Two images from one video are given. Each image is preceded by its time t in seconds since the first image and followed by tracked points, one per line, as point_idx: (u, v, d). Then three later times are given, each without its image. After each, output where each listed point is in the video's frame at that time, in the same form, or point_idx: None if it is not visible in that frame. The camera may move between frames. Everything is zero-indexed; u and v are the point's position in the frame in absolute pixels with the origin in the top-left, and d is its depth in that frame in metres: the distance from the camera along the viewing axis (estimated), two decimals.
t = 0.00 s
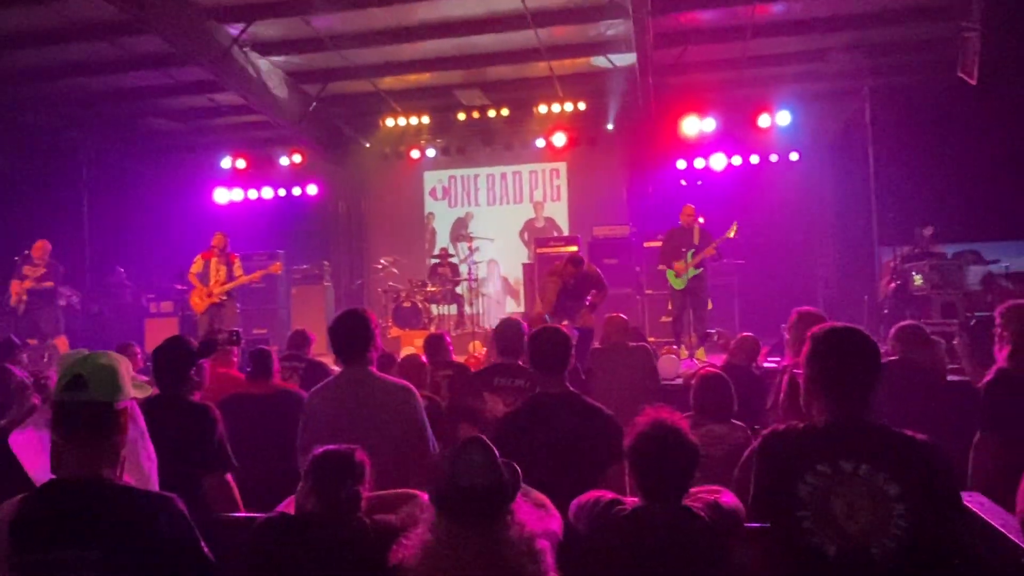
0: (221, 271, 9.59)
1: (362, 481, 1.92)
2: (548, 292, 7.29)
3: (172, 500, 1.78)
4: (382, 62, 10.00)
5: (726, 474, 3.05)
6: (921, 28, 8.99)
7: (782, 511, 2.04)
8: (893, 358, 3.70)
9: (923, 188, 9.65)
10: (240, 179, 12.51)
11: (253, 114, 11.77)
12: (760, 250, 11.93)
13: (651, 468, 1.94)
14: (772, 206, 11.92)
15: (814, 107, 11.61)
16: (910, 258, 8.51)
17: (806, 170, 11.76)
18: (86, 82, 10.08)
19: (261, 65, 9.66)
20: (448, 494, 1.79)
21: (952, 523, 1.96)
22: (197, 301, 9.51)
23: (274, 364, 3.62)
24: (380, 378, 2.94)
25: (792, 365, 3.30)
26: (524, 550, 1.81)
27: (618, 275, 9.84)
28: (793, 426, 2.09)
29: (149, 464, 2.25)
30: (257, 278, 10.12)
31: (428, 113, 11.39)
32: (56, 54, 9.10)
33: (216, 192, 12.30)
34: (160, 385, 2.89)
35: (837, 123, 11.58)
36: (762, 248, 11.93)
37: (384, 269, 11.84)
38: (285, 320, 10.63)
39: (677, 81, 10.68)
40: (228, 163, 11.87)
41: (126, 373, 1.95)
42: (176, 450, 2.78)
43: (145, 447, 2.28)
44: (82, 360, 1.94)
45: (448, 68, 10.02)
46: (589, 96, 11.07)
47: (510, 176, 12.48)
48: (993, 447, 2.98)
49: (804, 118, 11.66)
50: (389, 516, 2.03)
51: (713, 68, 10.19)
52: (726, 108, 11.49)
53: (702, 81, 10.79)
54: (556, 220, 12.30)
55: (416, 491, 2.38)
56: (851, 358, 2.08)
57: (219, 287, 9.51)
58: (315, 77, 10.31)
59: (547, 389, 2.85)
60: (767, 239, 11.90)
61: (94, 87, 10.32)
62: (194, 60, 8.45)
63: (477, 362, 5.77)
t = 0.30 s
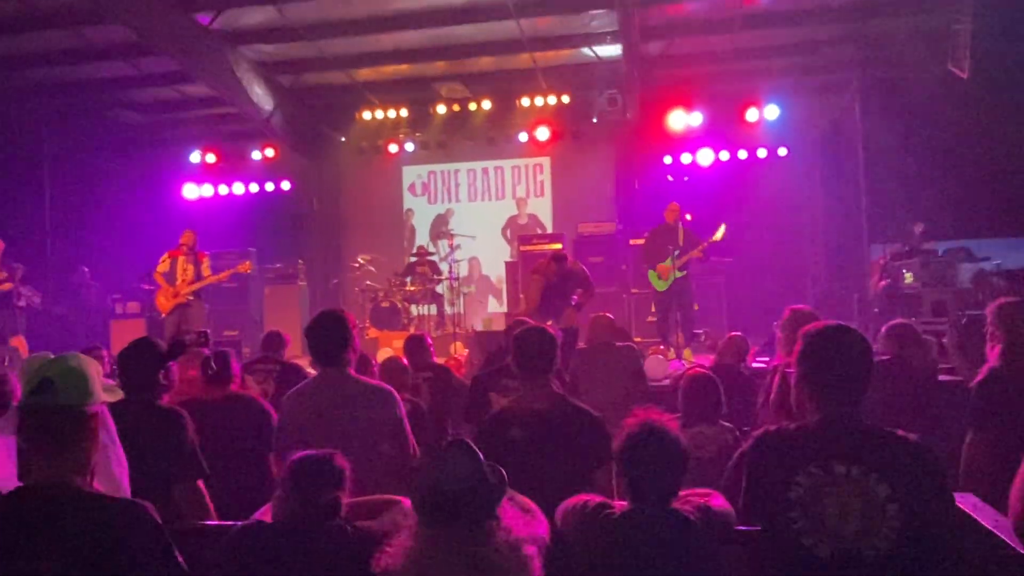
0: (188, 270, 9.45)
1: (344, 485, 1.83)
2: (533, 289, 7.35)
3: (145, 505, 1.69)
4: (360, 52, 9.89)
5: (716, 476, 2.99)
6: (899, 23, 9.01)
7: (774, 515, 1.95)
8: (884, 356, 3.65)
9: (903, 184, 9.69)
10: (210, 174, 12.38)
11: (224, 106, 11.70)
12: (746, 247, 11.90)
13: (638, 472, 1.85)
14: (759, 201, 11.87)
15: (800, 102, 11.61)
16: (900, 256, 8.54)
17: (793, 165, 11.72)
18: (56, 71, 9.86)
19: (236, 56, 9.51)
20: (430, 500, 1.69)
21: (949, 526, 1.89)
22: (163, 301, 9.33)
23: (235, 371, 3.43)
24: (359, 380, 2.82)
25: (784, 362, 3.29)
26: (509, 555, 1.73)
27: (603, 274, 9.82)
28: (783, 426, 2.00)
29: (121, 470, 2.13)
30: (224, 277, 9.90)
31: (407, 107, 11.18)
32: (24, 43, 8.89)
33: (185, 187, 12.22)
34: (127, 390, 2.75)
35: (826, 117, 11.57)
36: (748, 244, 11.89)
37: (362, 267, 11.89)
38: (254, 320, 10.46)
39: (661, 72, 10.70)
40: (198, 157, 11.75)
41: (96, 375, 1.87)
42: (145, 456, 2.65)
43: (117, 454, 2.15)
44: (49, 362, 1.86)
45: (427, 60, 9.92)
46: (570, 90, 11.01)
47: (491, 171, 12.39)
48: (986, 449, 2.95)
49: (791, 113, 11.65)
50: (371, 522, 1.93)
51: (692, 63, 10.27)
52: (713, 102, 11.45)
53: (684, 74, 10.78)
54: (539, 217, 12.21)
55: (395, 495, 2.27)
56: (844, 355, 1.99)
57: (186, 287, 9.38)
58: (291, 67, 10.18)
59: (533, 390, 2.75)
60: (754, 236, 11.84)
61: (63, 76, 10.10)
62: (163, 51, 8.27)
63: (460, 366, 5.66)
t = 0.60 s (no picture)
0: (166, 270, 9.33)
1: (329, 488, 1.77)
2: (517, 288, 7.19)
3: (123, 507, 1.62)
4: (345, 47, 9.78)
5: (706, 476, 2.96)
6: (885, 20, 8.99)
7: (764, 516, 1.91)
8: (877, 356, 3.63)
9: (891, 181, 9.70)
10: (192, 171, 12.09)
11: (204, 102, 11.52)
12: (737, 245, 11.92)
13: (628, 473, 1.81)
14: (751, 198, 11.90)
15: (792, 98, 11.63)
16: (891, 255, 8.56)
17: (784, 162, 11.74)
18: (34, 65, 9.72)
19: (219, 50, 9.40)
20: (414, 503, 1.65)
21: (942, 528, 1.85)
22: (140, 300, 9.20)
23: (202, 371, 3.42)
24: (343, 381, 2.77)
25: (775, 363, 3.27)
26: (500, 559, 1.68)
27: (592, 273, 9.81)
28: (774, 425, 1.95)
29: (102, 474, 2.07)
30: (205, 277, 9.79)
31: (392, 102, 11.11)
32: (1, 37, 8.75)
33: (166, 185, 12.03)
34: (104, 393, 2.68)
35: (815, 114, 11.58)
36: (740, 241, 11.92)
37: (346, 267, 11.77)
38: (238, 321, 10.33)
39: (649, 68, 10.65)
40: (179, 154, 11.37)
41: (78, 375, 1.77)
42: (122, 459, 2.59)
43: (96, 454, 2.09)
44: (28, 360, 1.77)
45: (412, 55, 9.85)
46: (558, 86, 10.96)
47: (479, 168, 12.35)
48: (978, 449, 2.94)
49: (783, 109, 11.67)
50: (357, 524, 1.89)
51: (678, 59, 10.24)
52: (704, 98, 11.45)
53: (674, 69, 10.76)
54: (527, 215, 12.15)
55: (382, 497, 2.22)
56: (837, 354, 1.94)
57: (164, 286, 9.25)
58: (274, 62, 10.05)
59: (520, 390, 2.71)
60: (745, 235, 11.88)
61: (41, 70, 9.96)
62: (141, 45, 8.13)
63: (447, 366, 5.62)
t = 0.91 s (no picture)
0: (144, 269, 9.26)
1: (310, 492, 1.74)
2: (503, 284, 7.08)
3: (101, 513, 1.62)
4: (329, 44, 9.72)
5: (694, 478, 2.94)
6: (871, 20, 9.01)
7: (750, 519, 1.89)
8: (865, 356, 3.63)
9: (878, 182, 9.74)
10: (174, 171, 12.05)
11: (186, 99, 11.46)
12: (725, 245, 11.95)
13: (613, 476, 1.79)
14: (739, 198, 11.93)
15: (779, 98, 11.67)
16: (879, 256, 8.58)
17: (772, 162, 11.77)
18: (15, 61, 9.64)
19: (201, 46, 9.34)
20: (396, 506, 1.62)
21: (929, 529, 1.84)
22: (119, 301, 9.15)
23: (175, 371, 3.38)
24: (328, 382, 2.74)
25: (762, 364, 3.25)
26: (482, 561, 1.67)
27: (579, 273, 9.80)
28: (760, 426, 1.93)
29: (78, 478, 2.03)
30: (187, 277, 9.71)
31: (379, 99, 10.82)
32: None
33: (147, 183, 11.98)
34: (82, 395, 2.63)
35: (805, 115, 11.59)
36: (728, 242, 11.95)
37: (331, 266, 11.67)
38: (222, 321, 10.29)
39: (637, 67, 10.66)
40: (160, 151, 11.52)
41: (54, 377, 1.73)
42: (101, 460, 2.56)
43: (71, 457, 2.04)
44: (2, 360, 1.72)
45: (398, 53, 9.79)
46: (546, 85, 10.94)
47: (466, 167, 12.33)
48: (964, 451, 2.94)
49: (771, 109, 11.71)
50: (338, 528, 1.86)
51: (664, 58, 10.23)
52: (692, 98, 11.46)
53: (662, 69, 10.77)
54: (514, 214, 12.15)
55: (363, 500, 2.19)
56: (826, 355, 1.91)
57: (143, 286, 9.18)
58: (258, 59, 9.99)
59: (503, 392, 2.68)
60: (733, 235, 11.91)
61: (22, 65, 9.88)
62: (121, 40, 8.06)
63: (433, 366, 5.60)
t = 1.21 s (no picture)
0: (124, 270, 9.21)
1: (285, 500, 1.71)
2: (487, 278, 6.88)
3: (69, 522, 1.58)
4: (314, 41, 9.67)
5: (678, 484, 2.92)
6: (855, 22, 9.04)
7: (734, 527, 1.86)
8: (850, 360, 3.63)
9: (863, 185, 9.77)
10: (152, 169, 12.21)
11: (165, 97, 11.39)
12: (712, 247, 11.96)
13: (595, 482, 1.76)
14: (725, 200, 11.95)
15: (766, 100, 11.69)
16: (865, 259, 8.60)
17: (758, 163, 11.80)
18: None
19: (183, 43, 9.27)
20: (373, 512, 1.59)
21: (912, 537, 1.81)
22: (98, 302, 9.05)
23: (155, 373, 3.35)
24: (308, 385, 2.70)
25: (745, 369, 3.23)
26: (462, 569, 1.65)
27: (565, 275, 9.75)
28: (743, 431, 1.90)
29: (46, 484, 2.00)
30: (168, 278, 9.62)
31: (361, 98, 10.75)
32: None
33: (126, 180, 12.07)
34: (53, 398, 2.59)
35: (791, 117, 11.63)
36: (714, 243, 11.97)
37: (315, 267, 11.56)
38: (201, 321, 10.20)
39: (624, 68, 10.64)
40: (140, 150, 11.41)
41: (19, 380, 1.71)
42: (73, 465, 2.50)
43: (40, 464, 2.02)
44: None
45: (383, 51, 9.74)
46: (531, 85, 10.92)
47: (451, 168, 12.32)
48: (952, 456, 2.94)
49: (758, 111, 11.73)
50: (313, 537, 1.83)
51: (651, 59, 10.21)
52: (678, 99, 11.46)
53: (649, 70, 10.76)
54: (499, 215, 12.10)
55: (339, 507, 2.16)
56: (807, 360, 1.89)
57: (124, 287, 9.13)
58: (241, 56, 9.92)
59: (485, 397, 2.64)
60: (720, 237, 11.93)
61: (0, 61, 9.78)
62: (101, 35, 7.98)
63: (415, 370, 5.59)
